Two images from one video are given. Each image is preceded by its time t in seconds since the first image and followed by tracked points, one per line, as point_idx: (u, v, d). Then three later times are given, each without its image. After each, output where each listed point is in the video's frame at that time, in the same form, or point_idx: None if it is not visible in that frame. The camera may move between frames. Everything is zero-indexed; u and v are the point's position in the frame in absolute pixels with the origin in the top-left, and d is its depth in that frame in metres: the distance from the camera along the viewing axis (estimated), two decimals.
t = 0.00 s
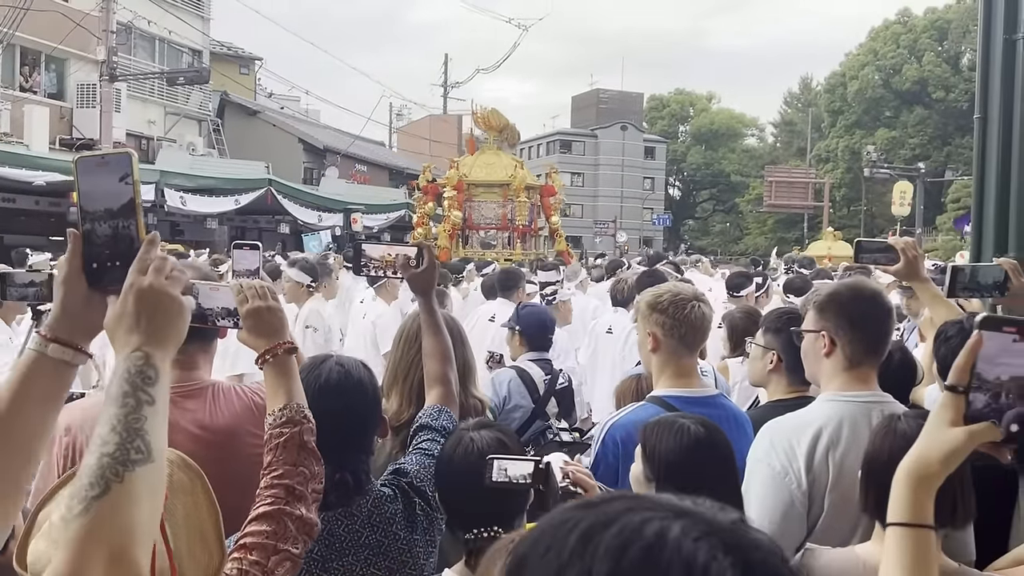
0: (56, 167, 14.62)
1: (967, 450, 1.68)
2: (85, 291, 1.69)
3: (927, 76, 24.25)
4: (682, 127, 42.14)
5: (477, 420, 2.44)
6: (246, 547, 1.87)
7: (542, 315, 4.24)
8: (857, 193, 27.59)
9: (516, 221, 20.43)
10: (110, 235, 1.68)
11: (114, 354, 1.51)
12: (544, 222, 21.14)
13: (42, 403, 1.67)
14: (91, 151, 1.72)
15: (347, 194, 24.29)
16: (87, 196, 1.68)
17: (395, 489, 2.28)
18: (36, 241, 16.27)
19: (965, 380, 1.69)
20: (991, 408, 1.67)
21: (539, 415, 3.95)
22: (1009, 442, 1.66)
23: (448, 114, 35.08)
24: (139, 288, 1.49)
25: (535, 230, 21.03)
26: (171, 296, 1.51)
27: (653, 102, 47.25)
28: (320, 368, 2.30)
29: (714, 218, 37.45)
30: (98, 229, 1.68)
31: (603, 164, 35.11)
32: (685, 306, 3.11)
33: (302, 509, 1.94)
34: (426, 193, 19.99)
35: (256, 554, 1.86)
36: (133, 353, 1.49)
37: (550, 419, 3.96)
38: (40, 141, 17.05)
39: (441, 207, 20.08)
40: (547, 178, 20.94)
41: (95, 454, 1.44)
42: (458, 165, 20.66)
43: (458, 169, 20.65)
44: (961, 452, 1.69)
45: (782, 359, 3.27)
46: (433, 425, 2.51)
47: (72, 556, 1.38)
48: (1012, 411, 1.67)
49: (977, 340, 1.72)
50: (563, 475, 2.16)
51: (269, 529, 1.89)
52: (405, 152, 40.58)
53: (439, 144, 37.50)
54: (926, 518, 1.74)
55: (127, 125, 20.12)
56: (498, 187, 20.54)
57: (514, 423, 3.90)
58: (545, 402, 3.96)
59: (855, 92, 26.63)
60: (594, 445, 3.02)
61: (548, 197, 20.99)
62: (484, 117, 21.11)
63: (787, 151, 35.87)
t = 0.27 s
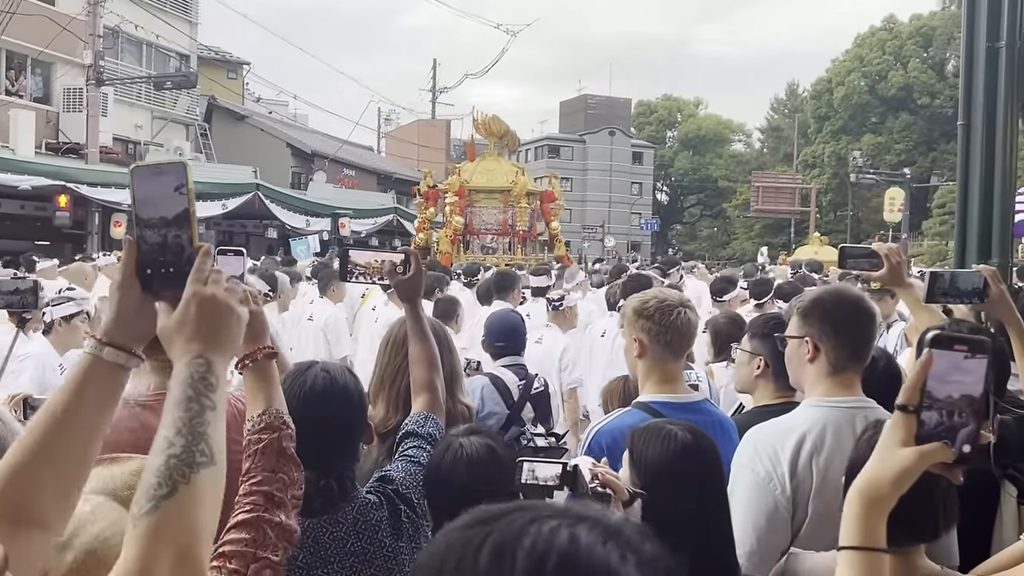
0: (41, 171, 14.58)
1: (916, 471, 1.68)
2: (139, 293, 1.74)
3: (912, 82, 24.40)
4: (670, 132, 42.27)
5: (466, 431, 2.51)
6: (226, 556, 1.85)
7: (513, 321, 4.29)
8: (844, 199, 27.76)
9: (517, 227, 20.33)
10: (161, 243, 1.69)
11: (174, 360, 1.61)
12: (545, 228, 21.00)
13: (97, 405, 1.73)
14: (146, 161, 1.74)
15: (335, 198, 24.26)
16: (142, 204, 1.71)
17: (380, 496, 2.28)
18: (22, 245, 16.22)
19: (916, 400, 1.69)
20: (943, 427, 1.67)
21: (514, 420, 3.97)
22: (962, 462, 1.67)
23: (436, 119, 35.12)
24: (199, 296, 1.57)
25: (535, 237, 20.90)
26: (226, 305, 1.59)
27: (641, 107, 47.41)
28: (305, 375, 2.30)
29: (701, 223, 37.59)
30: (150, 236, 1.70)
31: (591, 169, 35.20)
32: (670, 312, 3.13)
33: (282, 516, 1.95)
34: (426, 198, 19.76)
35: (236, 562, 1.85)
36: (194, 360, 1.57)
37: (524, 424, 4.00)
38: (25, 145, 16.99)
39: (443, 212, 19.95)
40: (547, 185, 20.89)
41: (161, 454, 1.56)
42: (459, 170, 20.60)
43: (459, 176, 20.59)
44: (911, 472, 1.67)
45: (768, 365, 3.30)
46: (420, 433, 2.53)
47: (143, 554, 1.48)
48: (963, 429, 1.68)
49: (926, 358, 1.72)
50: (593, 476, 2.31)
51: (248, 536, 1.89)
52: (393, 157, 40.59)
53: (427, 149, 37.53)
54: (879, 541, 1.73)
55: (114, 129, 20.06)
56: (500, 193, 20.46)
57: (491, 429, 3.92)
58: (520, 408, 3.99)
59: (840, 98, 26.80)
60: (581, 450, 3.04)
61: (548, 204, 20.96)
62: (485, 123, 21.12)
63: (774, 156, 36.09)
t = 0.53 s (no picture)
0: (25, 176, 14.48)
1: (870, 484, 1.71)
2: (179, 302, 1.77)
3: (898, 89, 24.57)
4: (657, 138, 42.34)
5: (461, 435, 2.49)
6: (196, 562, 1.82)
7: (490, 327, 4.32)
8: (830, 205, 27.89)
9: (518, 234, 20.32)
10: (197, 252, 1.78)
11: (210, 367, 1.71)
12: (544, 234, 21.05)
13: (136, 411, 1.67)
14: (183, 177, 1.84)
15: (322, 204, 24.18)
16: (180, 216, 1.80)
17: (365, 504, 2.26)
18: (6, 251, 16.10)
19: (867, 413, 1.73)
20: (898, 438, 1.71)
21: (486, 425, 4.05)
22: (914, 475, 1.71)
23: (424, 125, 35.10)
24: (234, 306, 1.69)
25: (535, 242, 20.90)
26: (259, 315, 1.72)
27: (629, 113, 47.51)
28: (289, 380, 2.28)
29: (689, 228, 37.70)
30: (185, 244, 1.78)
31: (578, 175, 35.24)
32: (657, 319, 3.12)
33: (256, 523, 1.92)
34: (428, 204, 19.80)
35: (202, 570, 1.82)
36: (234, 366, 1.68)
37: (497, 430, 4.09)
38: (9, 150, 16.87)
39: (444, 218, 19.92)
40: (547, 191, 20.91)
41: (202, 456, 1.66)
42: (459, 176, 20.56)
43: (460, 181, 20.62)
44: (865, 484, 1.70)
45: (761, 372, 3.30)
46: (407, 441, 2.51)
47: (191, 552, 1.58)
48: (918, 439, 1.72)
49: (877, 369, 1.78)
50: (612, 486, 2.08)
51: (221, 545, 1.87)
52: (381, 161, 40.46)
53: (415, 154, 37.50)
54: (833, 557, 1.75)
55: (100, 134, 19.95)
56: (500, 200, 20.46)
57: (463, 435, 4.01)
58: (493, 413, 4.07)
59: (827, 104, 26.90)
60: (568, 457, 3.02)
61: (548, 210, 20.94)
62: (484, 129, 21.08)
63: (760, 162, 36.27)
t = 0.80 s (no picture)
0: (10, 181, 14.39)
1: (828, 485, 1.79)
2: (213, 311, 1.84)
3: (882, 96, 24.81)
4: (644, 144, 42.47)
5: (455, 438, 2.52)
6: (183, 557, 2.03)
7: (466, 332, 4.42)
8: (815, 210, 28.04)
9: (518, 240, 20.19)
10: (228, 262, 1.85)
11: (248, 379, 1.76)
12: (545, 241, 20.78)
13: (170, 416, 1.77)
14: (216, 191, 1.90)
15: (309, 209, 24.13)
16: (215, 226, 1.87)
17: (352, 511, 2.31)
18: None
19: (827, 418, 1.80)
20: (856, 441, 1.80)
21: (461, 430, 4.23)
22: (869, 479, 1.80)
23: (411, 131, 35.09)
24: (267, 318, 1.74)
25: (535, 249, 20.77)
26: (293, 325, 1.77)
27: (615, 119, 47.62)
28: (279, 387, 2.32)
29: (675, 234, 37.81)
30: (215, 255, 1.85)
31: (566, 180, 35.29)
32: (644, 325, 3.12)
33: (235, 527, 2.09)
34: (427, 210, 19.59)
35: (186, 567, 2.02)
36: (270, 377, 1.74)
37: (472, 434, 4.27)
38: None
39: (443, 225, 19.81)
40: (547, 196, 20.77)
41: (246, 463, 1.72)
42: (459, 183, 20.44)
43: (460, 188, 20.50)
44: (822, 490, 1.78)
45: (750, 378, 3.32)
46: (394, 447, 2.52)
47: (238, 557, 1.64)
48: (875, 443, 1.81)
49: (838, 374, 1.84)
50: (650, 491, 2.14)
51: (198, 551, 2.03)
52: (368, 166, 40.39)
53: (402, 159, 37.46)
54: (791, 557, 1.82)
55: (85, 139, 19.85)
56: (500, 206, 20.33)
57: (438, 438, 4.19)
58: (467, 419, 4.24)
59: (813, 110, 27.03)
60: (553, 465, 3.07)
61: (548, 216, 20.81)
62: (484, 136, 20.92)
63: (746, 168, 36.48)
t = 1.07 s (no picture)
0: None
1: (795, 486, 1.74)
2: (264, 316, 1.96)
3: (867, 102, 24.89)
4: (630, 150, 42.61)
5: (453, 442, 2.55)
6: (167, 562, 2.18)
7: (447, 337, 4.65)
8: (799, 216, 28.24)
9: (517, 245, 20.53)
10: (277, 267, 1.97)
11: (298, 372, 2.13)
12: (542, 245, 21.27)
13: (225, 412, 1.94)
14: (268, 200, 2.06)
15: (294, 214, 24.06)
16: (266, 233, 2.02)
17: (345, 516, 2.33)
18: None
19: (797, 416, 1.77)
20: (828, 440, 1.78)
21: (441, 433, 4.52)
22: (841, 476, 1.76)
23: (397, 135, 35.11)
24: (319, 322, 1.86)
25: (534, 253, 21.14)
26: (344, 328, 1.89)
27: (601, 125, 47.80)
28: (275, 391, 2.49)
29: (661, 239, 37.94)
30: (266, 260, 1.99)
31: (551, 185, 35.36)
32: (635, 331, 3.13)
33: (219, 533, 2.27)
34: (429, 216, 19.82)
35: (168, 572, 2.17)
36: (326, 379, 1.86)
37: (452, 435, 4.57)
38: None
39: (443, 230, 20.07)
40: (545, 201, 21.09)
41: (310, 460, 1.84)
42: (460, 189, 20.71)
43: (460, 194, 20.68)
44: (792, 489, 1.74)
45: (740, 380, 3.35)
46: (387, 452, 2.52)
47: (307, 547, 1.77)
48: (849, 442, 1.80)
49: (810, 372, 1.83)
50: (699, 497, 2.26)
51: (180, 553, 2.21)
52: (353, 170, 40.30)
53: (387, 164, 37.43)
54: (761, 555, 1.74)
55: (69, 142, 19.73)
56: (499, 211, 20.64)
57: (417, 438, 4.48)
58: (447, 419, 4.54)
59: (797, 116, 27.18)
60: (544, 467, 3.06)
61: (546, 221, 21.17)
62: (484, 142, 21.24)
63: (731, 174, 36.77)
